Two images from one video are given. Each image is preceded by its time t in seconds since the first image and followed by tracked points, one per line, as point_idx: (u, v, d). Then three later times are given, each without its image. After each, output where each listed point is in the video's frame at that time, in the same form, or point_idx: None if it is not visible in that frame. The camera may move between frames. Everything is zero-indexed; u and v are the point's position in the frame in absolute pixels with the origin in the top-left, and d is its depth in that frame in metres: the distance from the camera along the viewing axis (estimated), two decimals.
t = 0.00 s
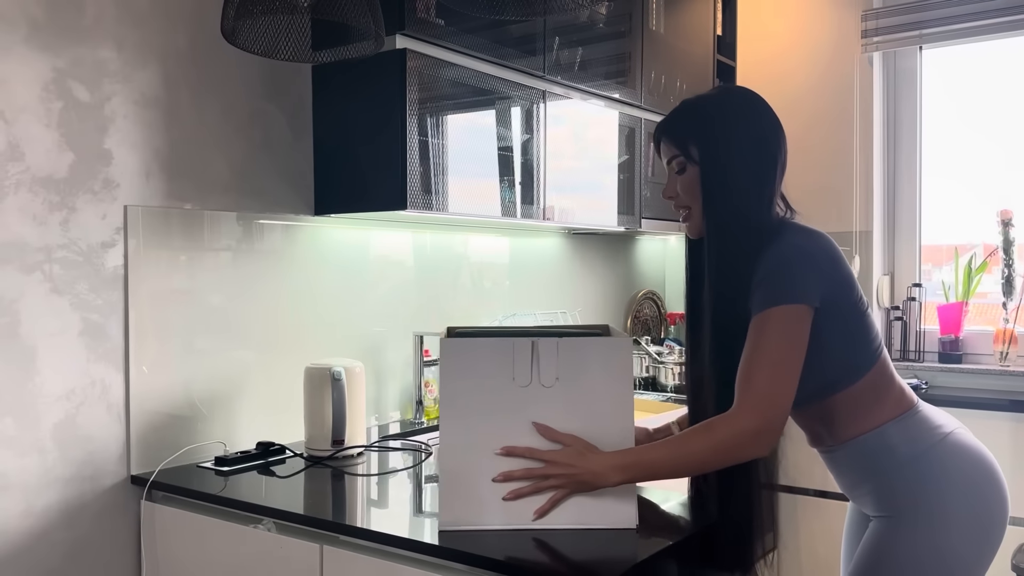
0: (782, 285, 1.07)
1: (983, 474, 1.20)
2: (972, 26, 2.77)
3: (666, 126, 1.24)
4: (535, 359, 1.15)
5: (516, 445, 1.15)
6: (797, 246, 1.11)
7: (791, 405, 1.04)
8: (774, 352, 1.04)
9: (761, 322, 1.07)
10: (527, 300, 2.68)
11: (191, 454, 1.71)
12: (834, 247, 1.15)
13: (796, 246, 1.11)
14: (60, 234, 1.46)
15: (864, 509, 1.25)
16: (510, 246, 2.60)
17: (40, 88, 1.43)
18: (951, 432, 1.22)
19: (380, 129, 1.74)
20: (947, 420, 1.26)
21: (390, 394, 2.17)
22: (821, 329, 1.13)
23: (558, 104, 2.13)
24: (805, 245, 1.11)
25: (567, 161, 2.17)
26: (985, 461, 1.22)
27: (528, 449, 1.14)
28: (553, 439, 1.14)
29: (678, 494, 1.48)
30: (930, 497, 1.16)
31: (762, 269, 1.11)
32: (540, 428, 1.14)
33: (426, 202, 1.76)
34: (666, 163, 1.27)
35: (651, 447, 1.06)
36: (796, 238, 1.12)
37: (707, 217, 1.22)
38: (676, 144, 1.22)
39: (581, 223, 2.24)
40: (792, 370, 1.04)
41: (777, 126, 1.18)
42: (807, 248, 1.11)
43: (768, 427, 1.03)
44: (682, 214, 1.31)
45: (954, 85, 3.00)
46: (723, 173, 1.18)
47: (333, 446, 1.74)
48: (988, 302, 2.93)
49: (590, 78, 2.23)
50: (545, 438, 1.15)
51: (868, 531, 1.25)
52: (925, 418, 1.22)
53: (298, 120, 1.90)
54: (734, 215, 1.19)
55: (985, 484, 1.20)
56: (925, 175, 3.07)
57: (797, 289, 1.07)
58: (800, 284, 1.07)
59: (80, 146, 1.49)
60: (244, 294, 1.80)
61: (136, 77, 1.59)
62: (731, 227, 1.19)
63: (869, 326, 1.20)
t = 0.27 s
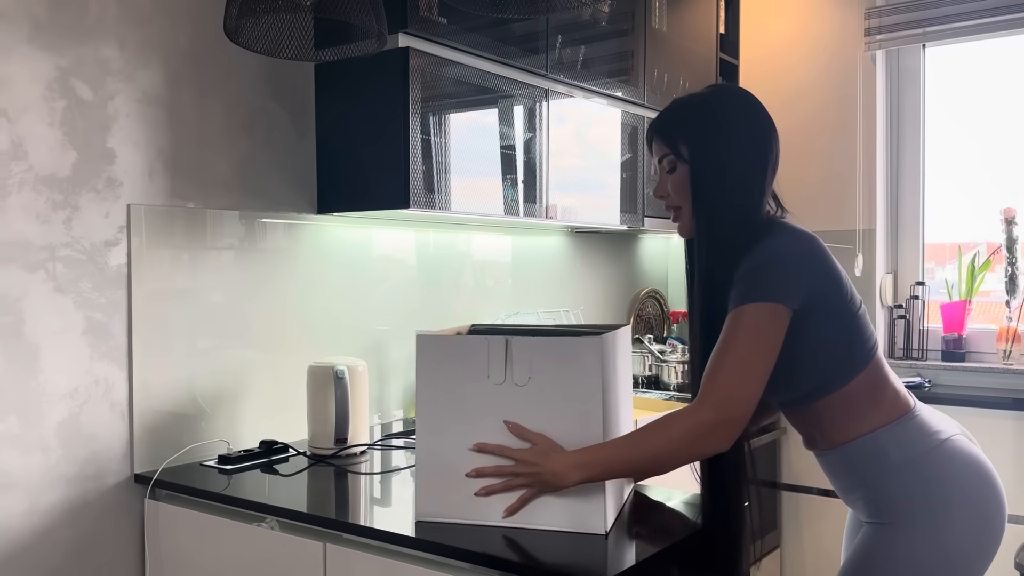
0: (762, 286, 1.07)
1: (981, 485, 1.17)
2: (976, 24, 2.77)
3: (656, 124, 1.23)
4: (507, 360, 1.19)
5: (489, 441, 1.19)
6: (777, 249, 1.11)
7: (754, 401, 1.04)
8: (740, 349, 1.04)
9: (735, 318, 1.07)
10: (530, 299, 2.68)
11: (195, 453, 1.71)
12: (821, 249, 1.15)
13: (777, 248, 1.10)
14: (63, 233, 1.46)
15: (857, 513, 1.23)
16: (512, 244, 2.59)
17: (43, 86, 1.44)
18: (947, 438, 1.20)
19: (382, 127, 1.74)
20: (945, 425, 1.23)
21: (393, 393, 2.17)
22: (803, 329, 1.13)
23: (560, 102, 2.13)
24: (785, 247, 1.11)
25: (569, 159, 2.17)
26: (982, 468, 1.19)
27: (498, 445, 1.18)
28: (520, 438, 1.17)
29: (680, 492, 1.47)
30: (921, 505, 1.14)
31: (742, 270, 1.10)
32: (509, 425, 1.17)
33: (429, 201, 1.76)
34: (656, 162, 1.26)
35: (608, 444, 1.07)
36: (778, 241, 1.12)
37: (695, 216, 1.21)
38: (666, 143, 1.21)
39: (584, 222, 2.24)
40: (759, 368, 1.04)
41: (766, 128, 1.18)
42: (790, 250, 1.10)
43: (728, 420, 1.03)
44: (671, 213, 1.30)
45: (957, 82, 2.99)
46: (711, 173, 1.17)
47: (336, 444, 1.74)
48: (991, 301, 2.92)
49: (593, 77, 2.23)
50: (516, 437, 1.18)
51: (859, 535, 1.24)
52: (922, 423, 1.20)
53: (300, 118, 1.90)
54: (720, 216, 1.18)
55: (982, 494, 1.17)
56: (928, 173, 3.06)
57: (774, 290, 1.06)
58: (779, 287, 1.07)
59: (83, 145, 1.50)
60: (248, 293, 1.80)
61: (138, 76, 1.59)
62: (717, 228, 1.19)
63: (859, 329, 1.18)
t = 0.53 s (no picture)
0: (748, 282, 1.06)
1: (970, 490, 1.17)
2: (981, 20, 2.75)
3: (650, 117, 1.22)
4: (496, 357, 1.20)
5: (479, 439, 1.21)
6: (764, 246, 1.09)
7: (734, 401, 1.04)
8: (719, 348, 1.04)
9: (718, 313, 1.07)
10: (532, 297, 2.68)
11: (198, 450, 1.71)
12: (812, 245, 1.13)
13: (766, 243, 1.09)
14: (66, 231, 1.47)
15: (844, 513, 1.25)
16: (515, 242, 2.59)
17: (46, 85, 1.44)
18: (939, 443, 1.19)
19: (385, 125, 1.74)
20: (939, 430, 1.22)
21: (395, 390, 2.17)
22: (792, 326, 1.12)
23: (563, 100, 2.13)
24: (773, 246, 1.09)
25: (572, 157, 2.17)
26: (974, 474, 1.19)
27: (487, 443, 1.19)
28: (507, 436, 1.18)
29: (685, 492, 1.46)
30: (906, 512, 1.15)
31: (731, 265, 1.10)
32: (497, 423, 1.19)
33: (432, 198, 1.76)
34: (652, 156, 1.25)
35: (590, 441, 1.09)
36: (768, 236, 1.11)
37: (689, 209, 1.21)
38: (661, 136, 1.21)
39: (587, 220, 2.24)
40: (739, 367, 1.04)
41: (760, 125, 1.16)
42: (779, 247, 1.09)
43: (705, 417, 1.03)
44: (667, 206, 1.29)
45: (961, 79, 2.98)
46: (703, 166, 1.16)
47: (339, 442, 1.75)
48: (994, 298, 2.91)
49: (596, 74, 2.22)
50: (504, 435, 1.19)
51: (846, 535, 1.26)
52: (914, 428, 1.19)
53: (303, 116, 1.90)
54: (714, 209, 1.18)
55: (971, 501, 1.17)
56: (932, 170, 3.05)
57: (760, 286, 1.06)
58: (765, 283, 1.06)
59: (86, 143, 1.50)
60: (250, 291, 1.81)
61: (141, 74, 1.59)
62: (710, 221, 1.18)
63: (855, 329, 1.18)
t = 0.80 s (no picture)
0: (766, 265, 1.04)
1: (958, 488, 1.15)
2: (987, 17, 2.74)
3: (668, 94, 1.19)
4: (493, 357, 1.19)
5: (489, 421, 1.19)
6: (780, 227, 1.08)
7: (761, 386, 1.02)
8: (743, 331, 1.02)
9: (736, 297, 1.06)
10: (535, 295, 2.67)
11: (202, 448, 1.71)
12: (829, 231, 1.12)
13: (785, 226, 1.08)
14: (69, 229, 1.46)
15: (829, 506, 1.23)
16: (518, 239, 2.59)
17: (49, 82, 1.43)
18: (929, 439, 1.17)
19: (388, 122, 1.74)
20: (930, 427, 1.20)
21: (399, 388, 2.17)
22: (805, 311, 1.10)
23: (566, 98, 2.12)
24: (788, 229, 1.08)
25: (575, 155, 2.16)
26: (963, 473, 1.16)
27: (496, 421, 1.18)
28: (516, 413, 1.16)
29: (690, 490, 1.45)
30: (891, 507, 1.13)
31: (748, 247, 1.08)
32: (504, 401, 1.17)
33: (435, 196, 1.75)
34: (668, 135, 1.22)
35: (608, 418, 1.07)
36: (786, 220, 1.09)
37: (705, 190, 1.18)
38: (679, 114, 1.18)
39: (590, 217, 2.24)
40: (763, 351, 1.02)
41: (781, 105, 1.14)
42: (796, 231, 1.08)
43: (735, 402, 1.01)
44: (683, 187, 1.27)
45: (966, 76, 2.97)
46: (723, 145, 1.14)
47: (342, 440, 1.75)
48: (999, 296, 2.90)
49: (599, 72, 2.22)
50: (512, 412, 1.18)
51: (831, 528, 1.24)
52: (904, 422, 1.18)
53: (306, 114, 1.90)
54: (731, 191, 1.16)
55: (958, 501, 1.14)
56: (936, 167, 3.05)
57: (778, 269, 1.04)
58: (783, 266, 1.04)
59: (89, 141, 1.49)
60: (253, 289, 1.80)
61: (144, 71, 1.59)
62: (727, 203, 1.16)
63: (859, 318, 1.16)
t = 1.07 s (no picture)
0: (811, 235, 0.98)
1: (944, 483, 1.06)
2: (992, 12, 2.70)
3: (698, 71, 1.14)
4: (497, 357, 1.18)
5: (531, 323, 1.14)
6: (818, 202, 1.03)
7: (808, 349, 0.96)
8: (793, 291, 0.95)
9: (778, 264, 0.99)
10: (539, 293, 2.67)
11: (206, 446, 1.71)
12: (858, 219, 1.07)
13: (824, 203, 1.02)
14: (73, 227, 1.46)
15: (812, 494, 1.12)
16: (521, 237, 2.58)
17: (53, 80, 1.43)
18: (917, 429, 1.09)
19: (392, 120, 1.74)
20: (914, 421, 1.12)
21: (403, 386, 2.17)
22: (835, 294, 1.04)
23: (570, 95, 2.12)
24: (825, 201, 1.02)
25: (579, 152, 2.16)
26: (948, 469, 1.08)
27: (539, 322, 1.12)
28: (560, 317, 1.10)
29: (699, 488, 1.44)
30: (884, 494, 1.03)
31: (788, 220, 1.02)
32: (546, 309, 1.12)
33: (439, 193, 1.75)
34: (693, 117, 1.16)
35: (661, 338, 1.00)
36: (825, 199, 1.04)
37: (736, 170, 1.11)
38: (709, 92, 1.12)
39: (594, 215, 2.23)
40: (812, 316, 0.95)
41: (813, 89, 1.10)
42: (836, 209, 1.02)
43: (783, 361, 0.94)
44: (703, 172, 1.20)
45: (971, 72, 2.96)
46: (759, 123, 1.08)
47: (347, 437, 1.74)
48: (1004, 293, 2.89)
49: (603, 68, 2.21)
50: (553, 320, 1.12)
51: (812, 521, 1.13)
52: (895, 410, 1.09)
53: (310, 112, 1.89)
54: (762, 171, 1.09)
55: (935, 501, 1.04)
56: (941, 164, 3.03)
57: (822, 239, 0.98)
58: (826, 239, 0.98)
59: (93, 139, 1.49)
60: (257, 287, 1.80)
61: (147, 69, 1.58)
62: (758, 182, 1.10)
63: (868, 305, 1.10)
